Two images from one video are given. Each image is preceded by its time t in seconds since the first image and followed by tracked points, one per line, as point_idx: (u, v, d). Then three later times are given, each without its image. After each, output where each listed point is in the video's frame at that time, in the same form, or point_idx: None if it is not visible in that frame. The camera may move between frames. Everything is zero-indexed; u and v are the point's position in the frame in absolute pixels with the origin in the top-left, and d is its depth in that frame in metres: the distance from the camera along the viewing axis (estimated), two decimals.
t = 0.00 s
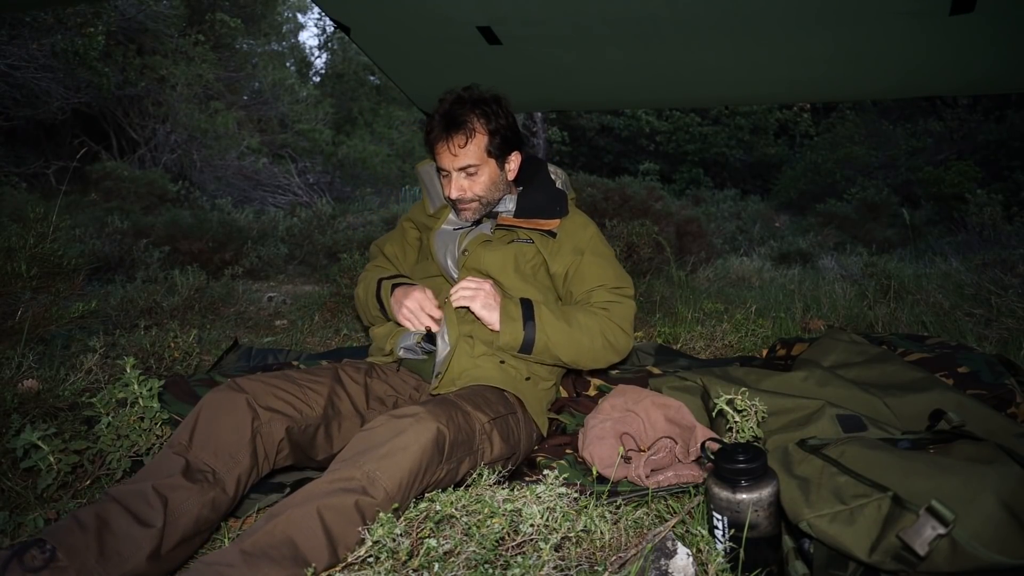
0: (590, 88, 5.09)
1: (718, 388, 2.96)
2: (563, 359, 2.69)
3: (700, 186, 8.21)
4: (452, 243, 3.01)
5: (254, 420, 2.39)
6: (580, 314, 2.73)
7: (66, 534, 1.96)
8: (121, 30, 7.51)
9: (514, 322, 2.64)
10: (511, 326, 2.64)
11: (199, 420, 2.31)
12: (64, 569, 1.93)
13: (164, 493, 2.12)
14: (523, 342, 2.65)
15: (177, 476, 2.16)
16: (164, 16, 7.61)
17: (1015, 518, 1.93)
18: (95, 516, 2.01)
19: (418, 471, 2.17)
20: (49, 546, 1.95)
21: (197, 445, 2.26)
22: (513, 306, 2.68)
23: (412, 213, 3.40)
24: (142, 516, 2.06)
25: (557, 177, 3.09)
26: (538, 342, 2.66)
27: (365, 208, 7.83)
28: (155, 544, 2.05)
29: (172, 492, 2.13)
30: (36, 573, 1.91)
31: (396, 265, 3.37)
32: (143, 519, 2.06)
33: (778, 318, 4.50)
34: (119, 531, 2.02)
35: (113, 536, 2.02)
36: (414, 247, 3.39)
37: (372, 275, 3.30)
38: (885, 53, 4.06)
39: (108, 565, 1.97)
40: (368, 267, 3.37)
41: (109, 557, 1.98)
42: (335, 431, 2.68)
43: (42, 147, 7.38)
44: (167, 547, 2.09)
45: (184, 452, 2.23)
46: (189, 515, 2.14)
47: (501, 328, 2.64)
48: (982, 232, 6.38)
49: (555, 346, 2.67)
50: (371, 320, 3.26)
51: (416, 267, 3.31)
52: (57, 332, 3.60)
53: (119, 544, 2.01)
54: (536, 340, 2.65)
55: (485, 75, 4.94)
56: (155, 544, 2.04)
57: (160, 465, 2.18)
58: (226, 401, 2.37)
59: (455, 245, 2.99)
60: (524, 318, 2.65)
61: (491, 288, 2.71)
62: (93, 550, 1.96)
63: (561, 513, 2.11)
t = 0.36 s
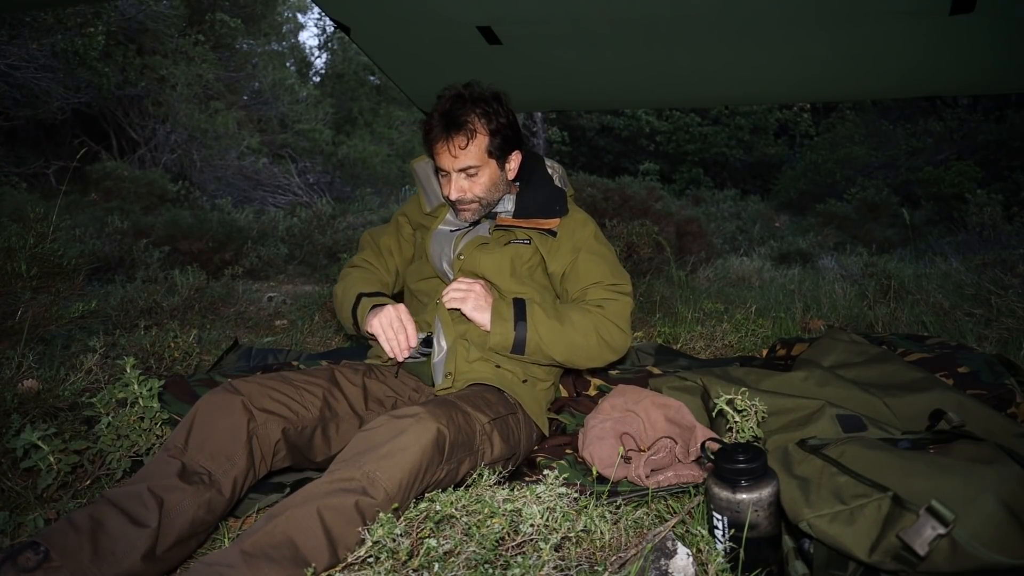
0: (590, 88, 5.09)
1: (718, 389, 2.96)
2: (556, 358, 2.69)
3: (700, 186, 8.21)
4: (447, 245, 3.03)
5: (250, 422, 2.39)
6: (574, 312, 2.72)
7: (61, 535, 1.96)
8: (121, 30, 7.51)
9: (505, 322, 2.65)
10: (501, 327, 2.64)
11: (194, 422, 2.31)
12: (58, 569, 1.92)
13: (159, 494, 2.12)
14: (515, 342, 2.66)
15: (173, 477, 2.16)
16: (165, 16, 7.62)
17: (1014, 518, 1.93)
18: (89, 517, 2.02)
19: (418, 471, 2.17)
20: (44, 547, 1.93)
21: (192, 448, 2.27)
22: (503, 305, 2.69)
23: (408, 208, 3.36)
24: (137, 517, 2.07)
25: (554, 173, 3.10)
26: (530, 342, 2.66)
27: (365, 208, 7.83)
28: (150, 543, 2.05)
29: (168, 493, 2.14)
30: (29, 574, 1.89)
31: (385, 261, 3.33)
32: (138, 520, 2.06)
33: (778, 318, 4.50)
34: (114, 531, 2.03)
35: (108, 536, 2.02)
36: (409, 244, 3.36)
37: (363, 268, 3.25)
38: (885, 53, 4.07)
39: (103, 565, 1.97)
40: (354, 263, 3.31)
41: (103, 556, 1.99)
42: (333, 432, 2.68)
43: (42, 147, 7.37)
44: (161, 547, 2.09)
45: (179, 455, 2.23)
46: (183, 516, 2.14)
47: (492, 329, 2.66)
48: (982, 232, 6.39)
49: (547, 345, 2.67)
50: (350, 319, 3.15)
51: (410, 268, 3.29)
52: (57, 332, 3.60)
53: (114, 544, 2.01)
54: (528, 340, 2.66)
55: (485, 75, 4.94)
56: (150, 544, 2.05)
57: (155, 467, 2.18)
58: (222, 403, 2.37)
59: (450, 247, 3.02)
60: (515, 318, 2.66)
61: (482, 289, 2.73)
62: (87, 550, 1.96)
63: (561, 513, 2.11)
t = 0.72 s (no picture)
0: (589, 88, 5.09)
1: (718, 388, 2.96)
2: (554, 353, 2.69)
3: (700, 186, 8.21)
4: (448, 247, 3.03)
5: (248, 422, 2.38)
6: (571, 307, 2.73)
7: (59, 536, 1.96)
8: (121, 30, 7.52)
9: (501, 316, 2.67)
10: (497, 324, 2.66)
11: (193, 424, 2.31)
12: (56, 569, 1.92)
13: (158, 495, 2.12)
14: (511, 339, 2.67)
15: (171, 478, 2.16)
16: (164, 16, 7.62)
17: (1014, 518, 1.93)
18: (87, 518, 2.02)
19: (420, 474, 2.17)
20: (41, 548, 1.93)
21: (191, 449, 2.27)
22: (500, 302, 2.70)
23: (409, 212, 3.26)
24: (135, 518, 2.07)
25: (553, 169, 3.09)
26: (525, 338, 2.67)
27: (365, 208, 7.84)
28: (148, 544, 2.05)
29: (166, 494, 2.14)
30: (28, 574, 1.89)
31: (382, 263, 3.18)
32: (136, 520, 2.06)
33: (778, 318, 4.50)
34: (112, 531, 2.02)
35: (106, 536, 2.02)
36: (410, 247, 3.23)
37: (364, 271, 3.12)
38: (884, 53, 4.07)
39: (100, 565, 1.97)
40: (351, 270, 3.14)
41: (101, 557, 1.99)
42: (332, 433, 2.67)
43: (42, 147, 7.35)
44: (159, 547, 2.09)
45: (178, 457, 2.23)
46: (182, 516, 2.14)
47: (487, 327, 2.67)
48: (982, 233, 6.39)
49: (542, 340, 2.68)
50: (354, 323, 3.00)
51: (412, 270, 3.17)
52: (57, 332, 3.61)
53: (112, 544, 2.01)
54: (523, 337, 2.67)
55: (485, 75, 4.94)
56: (148, 544, 2.05)
57: (154, 468, 2.18)
58: (220, 404, 2.37)
59: (450, 250, 3.02)
60: (511, 314, 2.67)
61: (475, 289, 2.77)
62: (85, 550, 1.96)
63: (561, 513, 2.11)
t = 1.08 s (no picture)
0: (589, 88, 5.09)
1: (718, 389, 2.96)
2: (553, 365, 2.64)
3: (700, 186, 8.21)
4: (436, 253, 3.06)
5: (247, 423, 2.39)
6: (573, 317, 2.68)
7: (59, 536, 1.96)
8: (121, 30, 7.52)
9: (501, 331, 2.60)
10: (497, 336, 2.59)
11: (192, 425, 2.32)
12: (56, 569, 1.92)
13: (158, 495, 2.12)
14: (512, 351, 2.61)
15: (171, 479, 2.16)
16: (164, 16, 7.62)
17: (1014, 518, 1.92)
18: (87, 519, 2.02)
19: (420, 474, 2.17)
20: (42, 548, 1.93)
21: (190, 450, 2.27)
22: (499, 313, 2.63)
23: (396, 211, 3.35)
24: (135, 518, 2.07)
25: (548, 163, 3.07)
26: (527, 350, 2.62)
27: (365, 208, 7.84)
28: (148, 544, 2.05)
29: (166, 494, 2.14)
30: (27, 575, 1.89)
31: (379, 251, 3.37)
32: (136, 520, 2.06)
33: (778, 318, 4.50)
34: (112, 532, 2.02)
35: (106, 536, 2.02)
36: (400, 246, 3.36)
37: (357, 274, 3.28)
38: (884, 54, 4.07)
39: (101, 565, 1.97)
40: (354, 256, 3.39)
41: (101, 557, 1.98)
42: (331, 434, 2.67)
43: (42, 147, 7.35)
44: (159, 548, 2.09)
45: (178, 458, 2.24)
46: (181, 517, 2.14)
47: (487, 342, 2.60)
48: (982, 232, 6.39)
49: (543, 352, 2.63)
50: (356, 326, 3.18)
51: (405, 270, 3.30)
52: (57, 332, 3.60)
53: (112, 545, 2.01)
54: (525, 349, 2.61)
55: (485, 75, 4.94)
56: (148, 545, 2.05)
57: (154, 469, 2.18)
58: (219, 405, 2.37)
59: (439, 255, 3.05)
60: (511, 327, 2.61)
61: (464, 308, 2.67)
62: (85, 551, 1.96)
63: (561, 513, 2.11)
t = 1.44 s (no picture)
0: (590, 88, 5.09)
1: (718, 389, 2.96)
2: (570, 361, 2.64)
3: (700, 186, 8.21)
4: (436, 253, 3.05)
5: (247, 423, 2.39)
6: (586, 311, 2.68)
7: (59, 536, 1.96)
8: (121, 30, 7.51)
9: (520, 330, 2.59)
10: (517, 335, 2.58)
11: (192, 425, 2.32)
12: (55, 569, 1.91)
13: (158, 495, 2.12)
14: (532, 349, 2.61)
15: (171, 479, 2.16)
16: (164, 16, 7.62)
17: (1014, 518, 1.92)
18: (86, 519, 2.01)
19: (420, 474, 2.17)
20: (41, 548, 1.93)
21: (190, 450, 2.27)
22: (515, 312, 2.62)
23: (393, 216, 3.36)
24: (135, 518, 2.07)
25: (541, 160, 3.07)
26: (547, 347, 2.61)
27: (365, 208, 7.84)
28: (148, 544, 2.05)
29: (166, 494, 2.14)
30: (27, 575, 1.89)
31: (382, 264, 3.39)
32: (135, 520, 2.06)
33: (778, 318, 4.50)
34: (111, 532, 2.02)
35: (105, 536, 2.01)
36: (399, 249, 3.38)
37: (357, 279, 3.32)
38: (884, 53, 4.07)
39: (101, 565, 1.97)
40: (356, 268, 3.40)
41: (101, 557, 1.98)
42: (331, 435, 2.67)
43: (42, 147, 7.36)
44: (159, 548, 2.09)
45: (177, 458, 2.24)
46: (181, 517, 2.14)
47: (508, 341, 2.59)
48: (982, 232, 6.39)
49: (561, 348, 2.63)
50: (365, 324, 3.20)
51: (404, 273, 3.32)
52: (57, 332, 3.61)
53: (112, 545, 2.01)
54: (545, 346, 2.61)
55: (485, 75, 4.94)
56: (148, 544, 2.05)
57: (153, 469, 2.18)
58: (218, 405, 2.37)
59: (438, 255, 3.04)
60: (531, 325, 2.60)
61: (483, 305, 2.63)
62: (85, 550, 1.96)
63: (561, 513, 2.11)
